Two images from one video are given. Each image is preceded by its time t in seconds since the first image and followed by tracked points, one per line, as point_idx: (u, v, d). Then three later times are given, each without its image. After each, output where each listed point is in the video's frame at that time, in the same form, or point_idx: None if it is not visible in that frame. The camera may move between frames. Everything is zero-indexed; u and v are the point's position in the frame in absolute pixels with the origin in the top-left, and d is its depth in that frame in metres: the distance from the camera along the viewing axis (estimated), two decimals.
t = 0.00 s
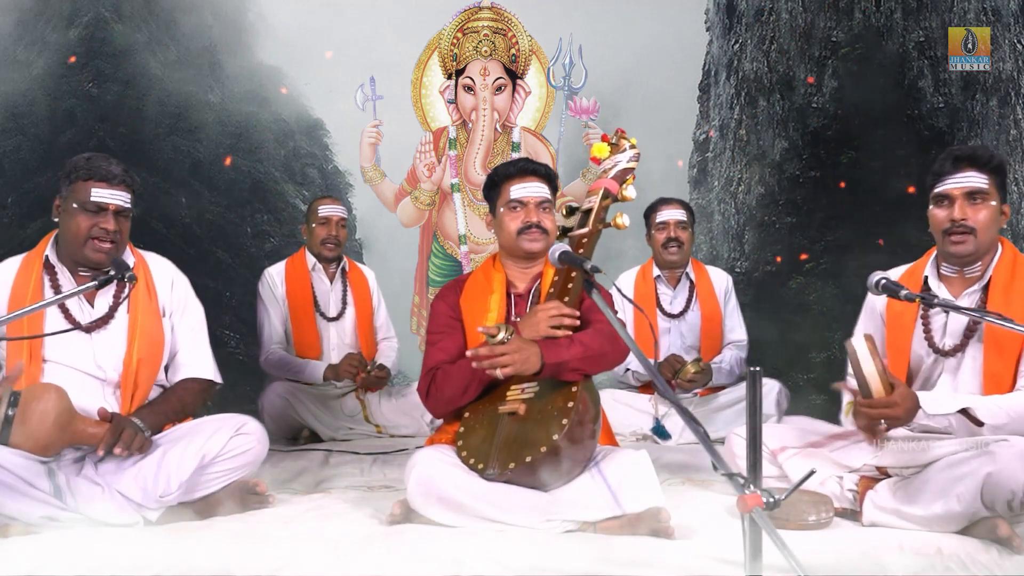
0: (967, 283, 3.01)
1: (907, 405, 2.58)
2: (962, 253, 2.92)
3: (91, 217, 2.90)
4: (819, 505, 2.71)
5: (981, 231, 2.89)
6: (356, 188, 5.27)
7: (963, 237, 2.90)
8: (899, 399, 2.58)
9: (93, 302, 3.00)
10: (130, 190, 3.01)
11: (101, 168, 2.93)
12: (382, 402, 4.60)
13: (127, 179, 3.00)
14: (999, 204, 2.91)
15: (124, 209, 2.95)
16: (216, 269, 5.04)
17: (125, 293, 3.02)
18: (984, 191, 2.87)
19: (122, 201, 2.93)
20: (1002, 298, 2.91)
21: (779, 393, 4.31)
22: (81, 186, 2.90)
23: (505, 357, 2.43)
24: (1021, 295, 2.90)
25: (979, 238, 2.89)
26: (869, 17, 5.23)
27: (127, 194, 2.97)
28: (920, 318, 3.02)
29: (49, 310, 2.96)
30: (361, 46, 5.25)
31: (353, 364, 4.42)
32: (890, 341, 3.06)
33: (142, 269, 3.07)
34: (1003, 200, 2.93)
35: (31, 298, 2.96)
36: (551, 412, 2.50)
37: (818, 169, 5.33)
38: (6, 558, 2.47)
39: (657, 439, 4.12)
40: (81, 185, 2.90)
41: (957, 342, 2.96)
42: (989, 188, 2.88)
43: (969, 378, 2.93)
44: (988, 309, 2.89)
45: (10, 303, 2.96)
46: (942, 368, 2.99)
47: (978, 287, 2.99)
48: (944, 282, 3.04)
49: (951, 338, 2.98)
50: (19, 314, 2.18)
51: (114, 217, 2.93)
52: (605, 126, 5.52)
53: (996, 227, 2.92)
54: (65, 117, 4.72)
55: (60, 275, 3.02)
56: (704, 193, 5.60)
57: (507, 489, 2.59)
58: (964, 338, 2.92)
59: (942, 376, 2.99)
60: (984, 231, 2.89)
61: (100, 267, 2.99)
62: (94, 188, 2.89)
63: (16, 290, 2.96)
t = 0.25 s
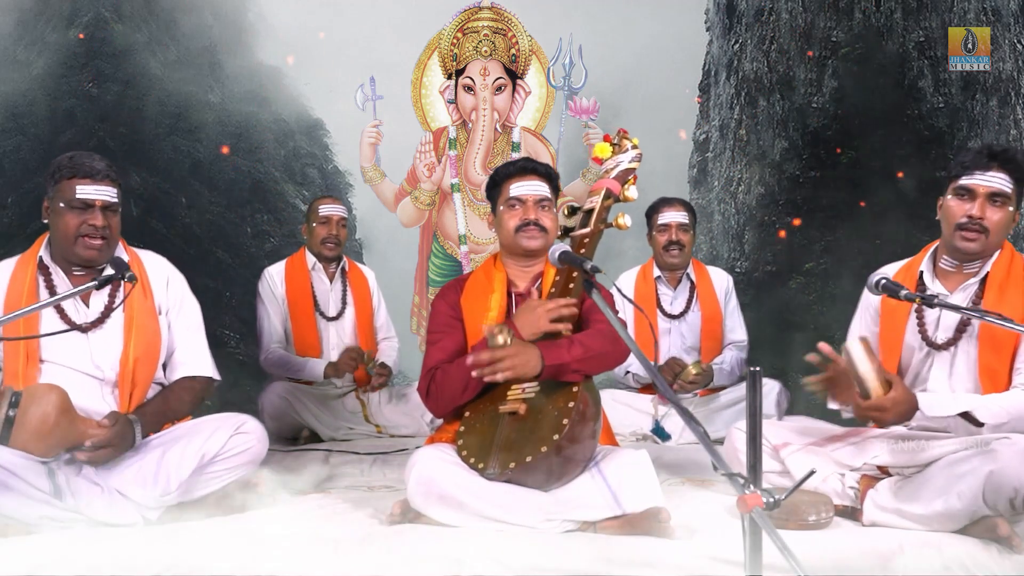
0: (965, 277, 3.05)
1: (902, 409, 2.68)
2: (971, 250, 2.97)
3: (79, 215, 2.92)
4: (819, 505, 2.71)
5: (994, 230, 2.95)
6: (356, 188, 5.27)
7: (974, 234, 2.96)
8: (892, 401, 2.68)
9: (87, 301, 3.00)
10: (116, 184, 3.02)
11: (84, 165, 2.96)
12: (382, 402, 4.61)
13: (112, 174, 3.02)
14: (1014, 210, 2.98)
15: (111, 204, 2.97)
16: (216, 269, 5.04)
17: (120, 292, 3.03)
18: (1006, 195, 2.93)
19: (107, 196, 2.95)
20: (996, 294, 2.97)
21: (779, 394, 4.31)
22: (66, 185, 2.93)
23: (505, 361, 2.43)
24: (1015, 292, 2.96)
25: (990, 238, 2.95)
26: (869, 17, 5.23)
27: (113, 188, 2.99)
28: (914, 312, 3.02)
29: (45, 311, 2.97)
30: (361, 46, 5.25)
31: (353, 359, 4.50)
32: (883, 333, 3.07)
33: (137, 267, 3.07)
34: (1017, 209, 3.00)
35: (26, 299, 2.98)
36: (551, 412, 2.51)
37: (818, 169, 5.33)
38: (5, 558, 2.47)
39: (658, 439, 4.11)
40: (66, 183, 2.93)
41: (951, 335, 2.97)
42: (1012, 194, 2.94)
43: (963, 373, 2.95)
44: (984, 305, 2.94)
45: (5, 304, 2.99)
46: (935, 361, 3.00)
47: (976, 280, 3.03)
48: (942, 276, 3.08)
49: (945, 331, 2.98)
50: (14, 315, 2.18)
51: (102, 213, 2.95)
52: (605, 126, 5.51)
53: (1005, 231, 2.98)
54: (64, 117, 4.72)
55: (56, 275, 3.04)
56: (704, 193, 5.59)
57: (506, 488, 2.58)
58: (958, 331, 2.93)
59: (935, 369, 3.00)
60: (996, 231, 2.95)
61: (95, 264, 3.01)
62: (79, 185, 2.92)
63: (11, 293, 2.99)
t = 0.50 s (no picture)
0: (957, 279, 3.06)
1: (899, 410, 2.66)
2: (943, 249, 3.00)
3: (66, 212, 2.93)
4: (820, 505, 2.71)
5: (960, 227, 2.97)
6: (356, 188, 5.27)
7: (940, 233, 2.99)
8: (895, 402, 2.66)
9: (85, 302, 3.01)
10: (100, 178, 3.02)
11: (65, 162, 2.97)
12: (382, 402, 4.61)
13: (94, 168, 3.02)
14: (984, 202, 2.98)
15: (96, 199, 2.97)
16: (216, 270, 5.04)
17: (117, 293, 3.02)
18: (963, 189, 2.96)
19: (91, 190, 2.95)
20: (990, 294, 2.96)
21: (779, 394, 4.31)
22: (49, 184, 2.94)
23: (511, 374, 2.46)
24: (1010, 292, 2.95)
25: (958, 235, 2.97)
26: (869, 17, 5.23)
27: (97, 182, 2.99)
28: (913, 313, 3.02)
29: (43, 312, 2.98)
30: (361, 46, 5.25)
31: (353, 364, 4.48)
32: (883, 338, 3.07)
33: (135, 266, 3.07)
34: (992, 199, 3.00)
35: (24, 300, 3.00)
36: (552, 412, 2.51)
37: (818, 169, 5.34)
38: (6, 558, 2.47)
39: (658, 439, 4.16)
40: (50, 183, 2.94)
41: (950, 337, 2.97)
42: (970, 187, 2.97)
43: (963, 374, 2.96)
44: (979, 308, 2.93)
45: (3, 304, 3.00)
46: (936, 364, 3.01)
47: (968, 283, 3.03)
48: (933, 279, 3.10)
49: (944, 334, 2.98)
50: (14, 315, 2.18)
51: (87, 208, 2.95)
52: (605, 126, 5.51)
53: (979, 224, 2.98)
54: (64, 117, 4.72)
55: (53, 276, 3.05)
56: (704, 193, 5.59)
57: (506, 488, 2.59)
58: (957, 333, 2.94)
59: (936, 372, 3.01)
60: (963, 228, 2.97)
61: (90, 260, 3.01)
62: (61, 182, 2.93)
63: (9, 293, 3.00)
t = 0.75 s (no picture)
0: (950, 274, 3.06)
1: (903, 377, 2.66)
2: (936, 244, 3.00)
3: (62, 210, 2.91)
4: (819, 505, 2.71)
5: (953, 223, 2.97)
6: (356, 188, 5.28)
7: (933, 228, 2.99)
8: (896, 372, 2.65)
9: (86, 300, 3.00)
10: (98, 175, 2.99)
11: (61, 161, 2.94)
12: (382, 402, 4.61)
13: (91, 165, 2.99)
14: (977, 200, 2.98)
15: (92, 197, 2.93)
16: (216, 270, 5.04)
17: (118, 292, 3.02)
18: (958, 187, 2.96)
19: (87, 188, 2.91)
20: (984, 290, 2.95)
21: (779, 395, 4.31)
22: (47, 183, 2.92)
23: (514, 359, 2.44)
24: (1003, 285, 2.94)
25: (950, 231, 2.97)
26: (869, 17, 5.23)
27: (94, 179, 2.95)
28: (906, 309, 3.05)
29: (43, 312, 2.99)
30: (361, 46, 5.25)
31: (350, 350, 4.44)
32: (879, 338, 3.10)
33: (135, 266, 3.08)
34: (983, 197, 3.01)
35: (25, 299, 3.00)
36: (552, 411, 2.51)
37: (818, 169, 5.34)
38: (5, 558, 2.47)
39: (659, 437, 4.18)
40: (46, 182, 2.92)
41: (944, 331, 2.98)
42: (965, 184, 2.96)
43: (959, 362, 2.95)
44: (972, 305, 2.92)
45: (5, 302, 3.00)
46: (930, 360, 3.02)
47: (960, 278, 3.03)
48: (926, 274, 3.10)
49: (937, 328, 3.00)
50: (16, 315, 2.20)
51: (83, 206, 2.92)
52: (605, 126, 5.52)
53: (972, 221, 2.98)
54: (64, 117, 4.72)
55: (53, 274, 3.04)
56: (705, 193, 5.57)
57: (506, 488, 2.59)
58: (949, 328, 2.96)
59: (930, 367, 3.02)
60: (956, 224, 2.97)
61: (89, 257, 3.00)
62: (56, 180, 2.90)
63: (11, 292, 3.00)
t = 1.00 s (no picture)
0: (946, 282, 3.06)
1: (906, 405, 2.63)
2: (919, 251, 3.02)
3: (71, 211, 2.94)
4: (820, 505, 2.71)
5: (936, 231, 2.97)
6: (356, 188, 5.27)
7: (916, 236, 3.01)
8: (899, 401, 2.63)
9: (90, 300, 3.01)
10: (106, 178, 3.02)
11: (71, 162, 2.97)
12: (382, 402, 4.61)
13: (100, 167, 3.02)
14: (965, 206, 2.97)
15: (101, 198, 2.97)
16: (216, 269, 5.04)
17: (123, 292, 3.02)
18: (943, 194, 2.96)
19: (95, 190, 2.94)
20: (982, 294, 2.95)
21: (779, 394, 4.31)
22: (55, 183, 2.95)
23: (517, 363, 2.43)
24: (1001, 290, 2.94)
25: (934, 238, 2.97)
26: (869, 17, 5.23)
27: (102, 181, 2.98)
28: (906, 316, 3.04)
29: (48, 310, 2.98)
30: (361, 46, 5.25)
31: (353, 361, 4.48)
32: (880, 343, 3.10)
33: (140, 267, 3.07)
34: (974, 204, 2.98)
35: (30, 297, 2.99)
36: (551, 412, 2.51)
37: (818, 169, 5.32)
38: (6, 558, 2.47)
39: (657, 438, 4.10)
40: (54, 182, 2.95)
41: (945, 339, 2.97)
42: (951, 191, 2.96)
43: (960, 376, 2.95)
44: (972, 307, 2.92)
45: (10, 300, 2.99)
46: (933, 367, 3.01)
47: (958, 285, 3.03)
48: (923, 282, 3.10)
49: (938, 335, 2.99)
50: (19, 314, 2.20)
51: (91, 207, 2.95)
52: (605, 126, 5.52)
53: (959, 228, 2.97)
54: (64, 117, 4.72)
55: (58, 273, 3.05)
56: (704, 193, 5.61)
57: (506, 488, 2.58)
58: (950, 334, 2.94)
59: (933, 375, 3.01)
60: (940, 232, 2.97)
61: (95, 258, 3.02)
62: (66, 181, 2.93)
63: (15, 290, 2.99)
